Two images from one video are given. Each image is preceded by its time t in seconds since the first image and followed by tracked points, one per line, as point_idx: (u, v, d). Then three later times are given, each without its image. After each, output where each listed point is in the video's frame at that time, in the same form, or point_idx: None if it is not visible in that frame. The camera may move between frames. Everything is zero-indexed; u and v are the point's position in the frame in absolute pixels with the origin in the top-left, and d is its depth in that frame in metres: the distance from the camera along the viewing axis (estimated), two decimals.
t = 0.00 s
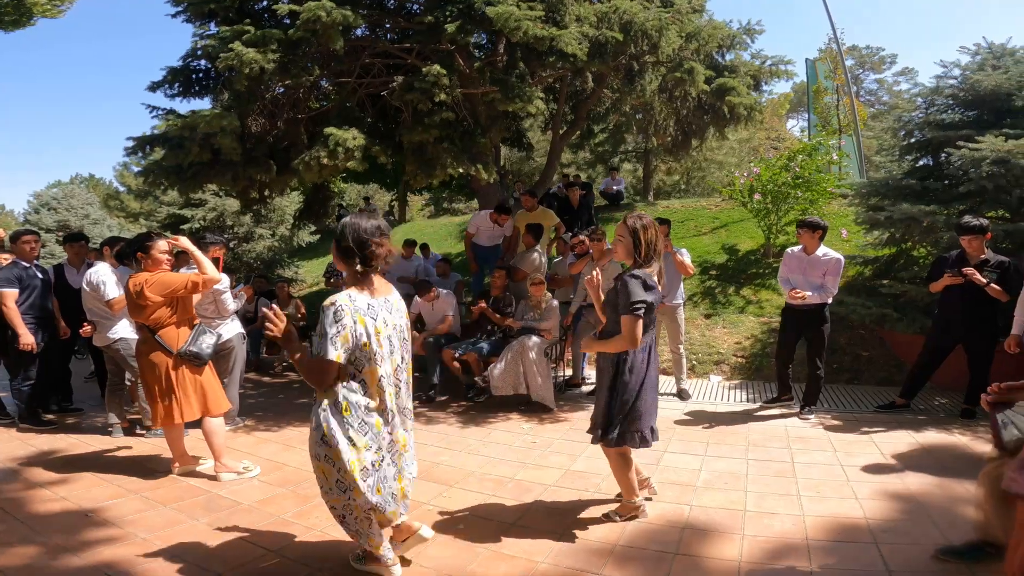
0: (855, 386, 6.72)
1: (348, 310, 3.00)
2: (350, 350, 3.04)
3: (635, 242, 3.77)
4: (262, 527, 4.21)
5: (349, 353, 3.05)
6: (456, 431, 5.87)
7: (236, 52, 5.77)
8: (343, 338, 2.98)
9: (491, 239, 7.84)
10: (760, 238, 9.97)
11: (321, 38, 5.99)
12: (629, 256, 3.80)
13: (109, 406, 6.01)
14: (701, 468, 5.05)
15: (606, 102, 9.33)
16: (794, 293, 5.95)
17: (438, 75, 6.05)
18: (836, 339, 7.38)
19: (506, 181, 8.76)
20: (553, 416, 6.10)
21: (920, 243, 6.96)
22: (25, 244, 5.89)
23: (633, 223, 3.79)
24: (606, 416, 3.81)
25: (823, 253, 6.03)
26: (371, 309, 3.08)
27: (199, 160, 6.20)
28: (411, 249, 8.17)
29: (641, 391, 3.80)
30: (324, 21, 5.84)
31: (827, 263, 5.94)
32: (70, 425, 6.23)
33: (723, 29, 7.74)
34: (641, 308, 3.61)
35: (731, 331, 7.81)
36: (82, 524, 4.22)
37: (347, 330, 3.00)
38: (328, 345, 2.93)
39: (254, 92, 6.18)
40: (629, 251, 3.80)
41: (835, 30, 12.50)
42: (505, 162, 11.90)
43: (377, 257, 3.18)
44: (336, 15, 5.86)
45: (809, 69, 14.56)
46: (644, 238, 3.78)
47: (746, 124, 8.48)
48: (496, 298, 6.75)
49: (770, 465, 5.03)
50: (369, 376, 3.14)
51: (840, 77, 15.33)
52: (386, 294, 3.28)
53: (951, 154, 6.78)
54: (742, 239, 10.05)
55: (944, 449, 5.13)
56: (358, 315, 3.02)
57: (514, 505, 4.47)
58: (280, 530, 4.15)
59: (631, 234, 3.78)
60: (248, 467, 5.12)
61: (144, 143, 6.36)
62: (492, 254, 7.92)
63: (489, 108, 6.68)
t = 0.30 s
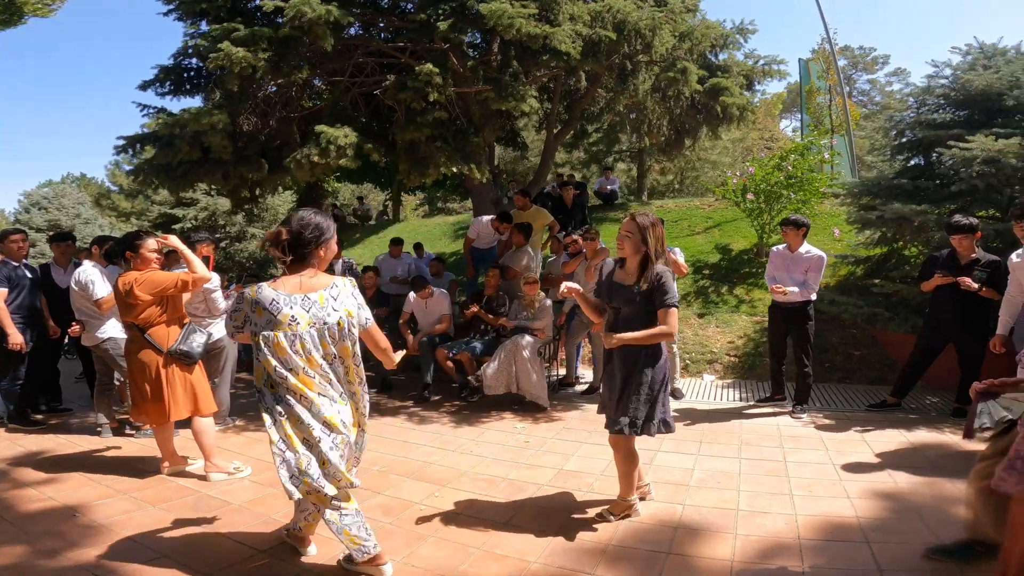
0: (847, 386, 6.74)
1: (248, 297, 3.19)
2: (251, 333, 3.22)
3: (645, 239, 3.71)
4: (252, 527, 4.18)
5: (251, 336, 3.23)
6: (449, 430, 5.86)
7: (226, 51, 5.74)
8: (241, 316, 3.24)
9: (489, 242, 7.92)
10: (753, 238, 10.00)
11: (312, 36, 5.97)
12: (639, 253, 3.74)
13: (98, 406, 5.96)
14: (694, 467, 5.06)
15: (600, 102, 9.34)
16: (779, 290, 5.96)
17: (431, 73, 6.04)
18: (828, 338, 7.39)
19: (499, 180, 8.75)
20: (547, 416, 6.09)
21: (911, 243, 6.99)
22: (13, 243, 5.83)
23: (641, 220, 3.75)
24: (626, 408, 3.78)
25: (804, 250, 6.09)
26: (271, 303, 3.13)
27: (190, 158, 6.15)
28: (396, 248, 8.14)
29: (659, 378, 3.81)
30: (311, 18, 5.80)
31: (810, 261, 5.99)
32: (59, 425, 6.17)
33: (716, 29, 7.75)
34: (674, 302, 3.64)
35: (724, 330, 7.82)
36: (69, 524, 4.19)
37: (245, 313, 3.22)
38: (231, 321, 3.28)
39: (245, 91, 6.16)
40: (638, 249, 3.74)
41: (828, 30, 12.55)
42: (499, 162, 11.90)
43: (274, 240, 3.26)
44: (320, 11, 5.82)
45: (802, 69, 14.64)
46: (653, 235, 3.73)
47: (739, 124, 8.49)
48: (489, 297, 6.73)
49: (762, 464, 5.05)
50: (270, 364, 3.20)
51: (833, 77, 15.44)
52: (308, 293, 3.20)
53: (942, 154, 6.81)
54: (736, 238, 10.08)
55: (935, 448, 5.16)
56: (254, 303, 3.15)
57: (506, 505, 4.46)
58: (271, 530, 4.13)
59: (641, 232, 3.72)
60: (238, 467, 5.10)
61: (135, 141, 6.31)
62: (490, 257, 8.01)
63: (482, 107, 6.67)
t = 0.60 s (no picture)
0: (843, 385, 6.76)
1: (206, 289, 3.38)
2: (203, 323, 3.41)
3: (647, 237, 3.71)
4: (247, 528, 4.15)
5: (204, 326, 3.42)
6: (446, 431, 5.84)
7: (220, 50, 5.72)
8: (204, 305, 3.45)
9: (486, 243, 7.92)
10: (749, 238, 10.02)
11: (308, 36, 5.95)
12: (644, 253, 3.74)
13: (92, 407, 5.92)
14: (691, 467, 5.06)
15: (596, 102, 9.34)
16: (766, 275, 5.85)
17: (427, 72, 6.03)
18: (824, 338, 7.41)
19: (496, 180, 8.73)
20: (543, 416, 6.08)
21: (905, 242, 7.02)
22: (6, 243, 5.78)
23: (637, 220, 3.76)
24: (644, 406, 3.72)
25: (794, 251, 6.14)
26: (212, 298, 3.28)
27: (184, 158, 6.11)
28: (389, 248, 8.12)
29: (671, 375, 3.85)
30: (308, 17, 5.77)
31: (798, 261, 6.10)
32: (52, 426, 6.12)
33: (712, 29, 7.75)
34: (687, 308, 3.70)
35: (720, 330, 7.84)
36: (63, 525, 4.15)
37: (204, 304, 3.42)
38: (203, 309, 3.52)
39: (240, 90, 6.13)
40: (641, 248, 3.73)
41: (822, 30, 12.61)
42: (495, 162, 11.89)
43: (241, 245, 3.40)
44: (319, 10, 5.79)
45: (796, 70, 14.72)
46: (653, 231, 3.71)
47: (735, 124, 8.51)
48: (486, 297, 6.72)
49: (760, 464, 5.06)
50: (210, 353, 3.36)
51: (827, 78, 15.54)
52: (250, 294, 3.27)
53: (937, 154, 6.85)
54: (731, 238, 10.10)
55: (931, 447, 5.17)
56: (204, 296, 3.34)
57: (504, 505, 4.44)
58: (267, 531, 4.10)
59: (643, 230, 3.72)
60: (234, 468, 5.07)
61: (129, 140, 6.27)
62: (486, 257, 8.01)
63: (479, 107, 6.67)
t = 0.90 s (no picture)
0: (836, 385, 6.80)
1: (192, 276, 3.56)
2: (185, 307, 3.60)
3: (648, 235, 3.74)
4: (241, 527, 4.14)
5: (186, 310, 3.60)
6: (441, 431, 5.85)
7: (215, 50, 5.70)
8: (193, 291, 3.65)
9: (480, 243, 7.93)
10: (744, 238, 10.06)
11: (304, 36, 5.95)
12: (647, 251, 3.76)
13: (85, 407, 5.90)
14: (686, 467, 5.08)
15: (592, 102, 9.36)
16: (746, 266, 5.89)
17: (422, 73, 6.03)
18: (817, 338, 7.45)
19: (491, 181, 8.74)
20: (538, 416, 6.09)
21: (898, 243, 7.06)
22: None
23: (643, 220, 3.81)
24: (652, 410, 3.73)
25: (784, 250, 6.19)
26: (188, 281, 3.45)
27: (177, 158, 6.09)
28: (382, 249, 8.08)
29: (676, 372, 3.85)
30: (306, 19, 5.78)
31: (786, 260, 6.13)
32: (45, 426, 6.10)
33: (707, 30, 7.75)
34: (677, 305, 3.60)
35: (715, 330, 7.87)
36: (56, 525, 4.14)
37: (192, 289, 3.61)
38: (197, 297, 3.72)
39: (235, 90, 6.11)
40: (644, 247, 3.76)
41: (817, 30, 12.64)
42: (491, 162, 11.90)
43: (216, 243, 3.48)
44: (318, 12, 5.79)
45: (791, 71, 14.78)
46: (654, 230, 3.76)
47: (729, 125, 8.53)
48: (481, 297, 6.73)
49: (754, 464, 5.09)
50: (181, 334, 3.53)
51: (822, 78, 15.61)
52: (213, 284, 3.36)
53: (929, 155, 6.88)
54: (726, 238, 10.14)
55: (924, 447, 5.20)
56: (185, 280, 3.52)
57: (498, 505, 4.46)
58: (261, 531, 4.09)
59: (643, 228, 3.77)
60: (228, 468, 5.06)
61: (123, 140, 6.25)
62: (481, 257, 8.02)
63: (474, 107, 6.67)
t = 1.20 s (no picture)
0: (832, 386, 6.82)
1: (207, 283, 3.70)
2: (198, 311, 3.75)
3: (644, 232, 3.82)
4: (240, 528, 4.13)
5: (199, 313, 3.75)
6: (438, 431, 5.85)
7: (213, 51, 5.69)
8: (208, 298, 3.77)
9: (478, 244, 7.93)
10: (740, 239, 10.08)
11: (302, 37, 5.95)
12: (643, 249, 3.81)
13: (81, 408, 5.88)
14: (682, 467, 5.10)
15: (589, 103, 9.36)
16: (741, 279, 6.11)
17: (420, 73, 6.03)
18: (813, 339, 7.47)
19: (489, 181, 8.75)
20: (535, 416, 6.10)
21: (894, 244, 7.08)
22: None
23: (641, 216, 3.89)
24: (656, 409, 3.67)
25: (775, 250, 6.23)
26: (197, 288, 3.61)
27: (175, 158, 6.07)
28: (378, 250, 8.01)
29: (673, 362, 3.79)
30: (303, 19, 5.77)
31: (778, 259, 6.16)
32: (41, 427, 6.07)
33: (705, 31, 7.75)
34: (643, 291, 3.57)
35: (711, 331, 7.89)
36: (53, 526, 4.13)
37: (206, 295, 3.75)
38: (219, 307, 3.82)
39: (232, 91, 6.10)
40: (641, 245, 3.84)
41: (813, 30, 12.67)
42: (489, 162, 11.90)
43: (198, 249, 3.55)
44: (315, 13, 5.79)
45: (788, 71, 14.83)
46: (651, 227, 3.82)
47: (727, 126, 8.55)
48: (478, 297, 6.73)
49: (750, 464, 5.11)
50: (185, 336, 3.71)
51: (819, 79, 15.67)
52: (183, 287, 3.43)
53: (925, 156, 6.90)
54: (723, 239, 10.16)
55: (919, 448, 5.23)
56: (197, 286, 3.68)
57: (496, 506, 4.46)
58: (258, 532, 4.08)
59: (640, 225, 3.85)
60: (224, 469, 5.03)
61: (119, 141, 6.23)
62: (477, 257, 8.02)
63: (472, 108, 6.68)
